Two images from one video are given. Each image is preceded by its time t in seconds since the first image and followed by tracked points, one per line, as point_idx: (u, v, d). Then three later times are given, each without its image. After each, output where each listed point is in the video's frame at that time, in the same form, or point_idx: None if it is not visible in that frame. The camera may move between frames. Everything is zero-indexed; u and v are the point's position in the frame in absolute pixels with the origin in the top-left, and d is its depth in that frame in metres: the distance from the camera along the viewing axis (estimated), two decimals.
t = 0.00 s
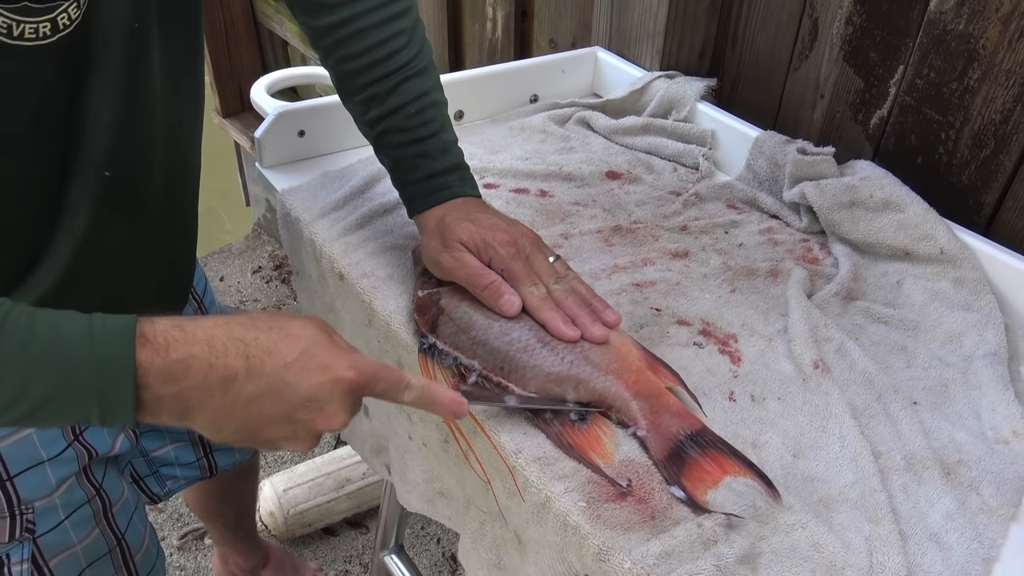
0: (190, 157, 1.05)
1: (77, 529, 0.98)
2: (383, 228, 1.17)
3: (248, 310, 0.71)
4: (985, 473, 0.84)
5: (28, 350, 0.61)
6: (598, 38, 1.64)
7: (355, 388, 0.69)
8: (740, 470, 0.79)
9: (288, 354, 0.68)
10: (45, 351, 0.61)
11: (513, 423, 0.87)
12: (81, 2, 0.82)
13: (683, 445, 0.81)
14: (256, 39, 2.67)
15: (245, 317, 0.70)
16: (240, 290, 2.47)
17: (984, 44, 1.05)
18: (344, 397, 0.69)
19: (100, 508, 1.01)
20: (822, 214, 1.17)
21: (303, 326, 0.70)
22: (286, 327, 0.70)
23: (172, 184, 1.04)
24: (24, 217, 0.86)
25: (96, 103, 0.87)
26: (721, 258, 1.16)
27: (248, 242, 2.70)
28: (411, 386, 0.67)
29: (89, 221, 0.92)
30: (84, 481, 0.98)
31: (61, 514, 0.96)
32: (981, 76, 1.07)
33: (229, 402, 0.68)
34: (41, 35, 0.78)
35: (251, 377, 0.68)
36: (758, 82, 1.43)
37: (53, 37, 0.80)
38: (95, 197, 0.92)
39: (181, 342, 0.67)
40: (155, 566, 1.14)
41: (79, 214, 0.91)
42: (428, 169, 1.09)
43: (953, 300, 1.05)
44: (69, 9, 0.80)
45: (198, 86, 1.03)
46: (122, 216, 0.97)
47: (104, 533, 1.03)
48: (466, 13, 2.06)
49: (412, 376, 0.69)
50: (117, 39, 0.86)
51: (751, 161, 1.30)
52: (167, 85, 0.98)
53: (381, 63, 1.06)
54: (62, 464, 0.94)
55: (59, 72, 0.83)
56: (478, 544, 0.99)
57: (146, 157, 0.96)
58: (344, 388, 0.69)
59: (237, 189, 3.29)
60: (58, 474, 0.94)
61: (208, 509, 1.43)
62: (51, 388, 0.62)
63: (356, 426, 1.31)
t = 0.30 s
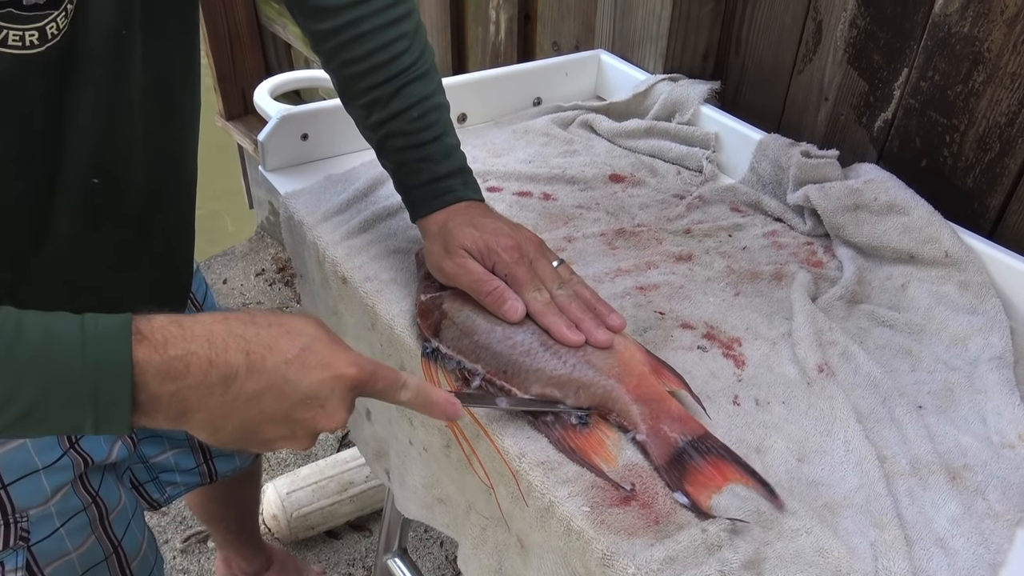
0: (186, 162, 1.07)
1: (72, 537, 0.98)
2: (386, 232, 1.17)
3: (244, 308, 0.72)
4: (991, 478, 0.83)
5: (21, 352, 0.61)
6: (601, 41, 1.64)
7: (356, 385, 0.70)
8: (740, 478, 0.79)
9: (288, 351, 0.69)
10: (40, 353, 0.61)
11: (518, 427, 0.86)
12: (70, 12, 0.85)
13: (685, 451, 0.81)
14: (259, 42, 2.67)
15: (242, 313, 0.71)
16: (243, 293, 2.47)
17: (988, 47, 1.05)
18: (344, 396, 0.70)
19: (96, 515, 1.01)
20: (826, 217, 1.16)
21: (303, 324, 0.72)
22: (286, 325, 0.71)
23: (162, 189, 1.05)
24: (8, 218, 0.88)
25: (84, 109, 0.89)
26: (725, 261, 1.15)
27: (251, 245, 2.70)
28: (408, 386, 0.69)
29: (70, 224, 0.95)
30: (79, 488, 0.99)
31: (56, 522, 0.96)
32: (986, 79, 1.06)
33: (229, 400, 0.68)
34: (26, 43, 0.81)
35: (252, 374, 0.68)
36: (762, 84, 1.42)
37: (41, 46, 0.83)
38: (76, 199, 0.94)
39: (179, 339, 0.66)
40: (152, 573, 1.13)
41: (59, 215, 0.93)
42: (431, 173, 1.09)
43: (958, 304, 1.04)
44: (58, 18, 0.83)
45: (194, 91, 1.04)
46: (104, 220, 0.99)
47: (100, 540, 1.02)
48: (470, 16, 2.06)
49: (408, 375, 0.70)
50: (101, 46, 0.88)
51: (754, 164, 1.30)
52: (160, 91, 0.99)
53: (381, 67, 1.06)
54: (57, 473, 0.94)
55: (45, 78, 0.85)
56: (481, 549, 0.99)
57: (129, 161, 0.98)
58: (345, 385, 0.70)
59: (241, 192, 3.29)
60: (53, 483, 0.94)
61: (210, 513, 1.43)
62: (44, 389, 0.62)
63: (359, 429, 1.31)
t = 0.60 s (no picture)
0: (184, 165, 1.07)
1: (72, 539, 0.98)
2: (388, 234, 1.17)
3: (233, 301, 0.72)
4: (993, 481, 0.83)
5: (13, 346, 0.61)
6: (603, 43, 1.64)
7: (345, 380, 0.70)
8: (739, 483, 0.78)
9: (279, 345, 0.69)
10: (30, 347, 0.61)
11: (520, 429, 0.86)
12: (73, 18, 0.85)
13: (685, 456, 0.81)
14: (261, 44, 2.67)
15: (230, 307, 0.70)
16: (245, 294, 2.47)
17: (991, 49, 1.05)
18: (331, 390, 0.71)
19: (96, 518, 1.01)
20: (828, 219, 1.16)
21: (291, 317, 0.71)
22: (276, 319, 0.70)
23: (158, 190, 1.06)
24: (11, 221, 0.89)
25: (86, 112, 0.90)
26: (727, 264, 1.15)
27: (253, 246, 2.70)
28: (397, 377, 0.70)
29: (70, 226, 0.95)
30: (79, 491, 0.99)
31: (56, 525, 0.96)
32: (989, 81, 1.06)
33: (217, 394, 0.69)
34: (30, 47, 0.82)
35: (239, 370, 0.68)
36: (764, 87, 1.42)
37: (45, 51, 0.83)
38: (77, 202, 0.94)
39: (166, 335, 0.66)
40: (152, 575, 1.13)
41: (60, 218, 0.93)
42: (433, 175, 1.08)
43: (961, 306, 1.04)
44: (61, 23, 0.84)
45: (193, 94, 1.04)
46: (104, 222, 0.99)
47: (99, 543, 1.02)
48: (472, 18, 2.06)
49: (397, 367, 0.71)
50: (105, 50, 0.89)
51: (757, 166, 1.30)
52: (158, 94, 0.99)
53: (382, 69, 1.07)
54: (56, 476, 0.95)
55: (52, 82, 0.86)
56: (482, 551, 0.99)
57: (128, 164, 0.98)
58: (332, 380, 0.70)
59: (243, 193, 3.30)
60: (52, 485, 0.95)
61: (210, 515, 1.43)
62: (35, 382, 0.62)
63: (360, 431, 1.31)
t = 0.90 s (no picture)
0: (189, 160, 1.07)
1: (76, 534, 0.98)
2: (390, 234, 1.17)
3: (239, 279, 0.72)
4: (995, 483, 0.83)
5: (39, 312, 0.62)
6: (605, 43, 1.64)
7: (324, 354, 0.68)
8: (742, 484, 0.78)
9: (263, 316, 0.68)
10: (54, 312, 0.63)
11: (522, 430, 0.86)
12: (90, 20, 0.85)
13: (687, 458, 0.81)
14: (262, 44, 2.67)
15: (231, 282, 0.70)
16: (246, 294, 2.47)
17: (993, 51, 1.05)
18: (311, 364, 0.68)
19: (99, 513, 1.02)
20: (830, 221, 1.16)
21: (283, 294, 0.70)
22: (268, 292, 0.70)
23: (171, 190, 1.05)
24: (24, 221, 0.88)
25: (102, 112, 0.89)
26: (729, 265, 1.15)
27: (254, 246, 2.71)
28: (383, 359, 0.66)
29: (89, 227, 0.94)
30: (83, 486, 0.99)
31: (61, 520, 0.96)
32: (991, 83, 1.06)
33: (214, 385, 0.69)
34: (51, 51, 0.81)
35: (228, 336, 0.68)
36: (766, 88, 1.42)
37: (64, 53, 0.83)
38: (98, 203, 0.93)
39: (176, 301, 0.67)
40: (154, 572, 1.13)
41: (79, 219, 0.92)
42: (436, 175, 1.09)
43: (963, 308, 1.04)
44: (77, 25, 0.83)
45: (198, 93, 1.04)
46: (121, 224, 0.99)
47: (103, 538, 1.02)
48: (473, 18, 2.06)
49: (385, 351, 0.67)
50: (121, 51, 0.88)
51: (759, 167, 1.30)
52: (170, 93, 0.99)
53: (386, 70, 1.07)
54: (61, 471, 0.95)
55: (70, 84, 0.85)
56: (484, 552, 0.99)
57: (145, 165, 0.98)
58: (311, 354, 0.68)
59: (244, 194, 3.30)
60: (57, 480, 0.95)
61: (210, 514, 1.43)
62: (64, 346, 0.64)
63: (361, 432, 1.31)
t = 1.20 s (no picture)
0: (192, 161, 1.07)
1: (81, 529, 0.98)
2: (395, 234, 1.17)
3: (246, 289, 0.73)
4: (1002, 482, 0.83)
5: (36, 320, 0.62)
6: (608, 44, 1.64)
7: (347, 357, 0.70)
8: (749, 483, 0.78)
9: (281, 324, 0.69)
10: (52, 320, 0.62)
11: (528, 430, 0.86)
12: (94, 20, 0.85)
13: (694, 457, 0.81)
14: (264, 46, 2.68)
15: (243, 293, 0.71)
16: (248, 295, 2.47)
17: (997, 50, 1.05)
18: (334, 367, 0.70)
19: (104, 507, 1.02)
20: (835, 220, 1.16)
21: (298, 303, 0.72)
22: (282, 302, 0.71)
23: (174, 191, 1.05)
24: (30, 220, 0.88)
25: (105, 112, 0.89)
26: (733, 265, 1.15)
27: (257, 248, 2.71)
28: (404, 363, 0.69)
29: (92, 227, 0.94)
30: (88, 481, 0.99)
31: (66, 514, 0.96)
32: (995, 83, 1.06)
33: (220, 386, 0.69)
34: (52, 51, 0.81)
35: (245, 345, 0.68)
36: (769, 88, 1.42)
37: (66, 53, 0.83)
38: (101, 203, 0.93)
39: (181, 310, 0.67)
40: (158, 568, 1.13)
41: (83, 219, 0.92)
42: (441, 175, 1.09)
43: (967, 307, 1.04)
44: (81, 26, 0.83)
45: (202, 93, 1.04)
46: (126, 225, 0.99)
47: (108, 533, 1.02)
48: (476, 19, 2.06)
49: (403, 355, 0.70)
50: (125, 51, 0.89)
51: (762, 167, 1.30)
52: (177, 95, 0.99)
53: (391, 70, 1.07)
54: (66, 465, 0.95)
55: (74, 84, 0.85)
56: (490, 552, 0.99)
57: (150, 166, 0.98)
58: (334, 357, 0.70)
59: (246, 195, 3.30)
60: (62, 475, 0.95)
61: (213, 514, 1.43)
62: (63, 358, 0.64)
63: (366, 433, 1.31)
